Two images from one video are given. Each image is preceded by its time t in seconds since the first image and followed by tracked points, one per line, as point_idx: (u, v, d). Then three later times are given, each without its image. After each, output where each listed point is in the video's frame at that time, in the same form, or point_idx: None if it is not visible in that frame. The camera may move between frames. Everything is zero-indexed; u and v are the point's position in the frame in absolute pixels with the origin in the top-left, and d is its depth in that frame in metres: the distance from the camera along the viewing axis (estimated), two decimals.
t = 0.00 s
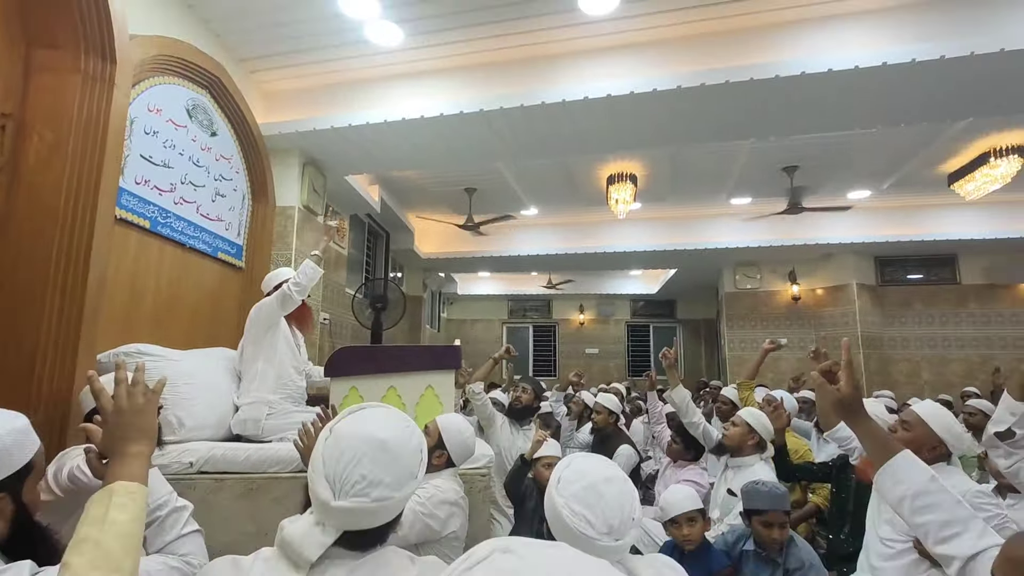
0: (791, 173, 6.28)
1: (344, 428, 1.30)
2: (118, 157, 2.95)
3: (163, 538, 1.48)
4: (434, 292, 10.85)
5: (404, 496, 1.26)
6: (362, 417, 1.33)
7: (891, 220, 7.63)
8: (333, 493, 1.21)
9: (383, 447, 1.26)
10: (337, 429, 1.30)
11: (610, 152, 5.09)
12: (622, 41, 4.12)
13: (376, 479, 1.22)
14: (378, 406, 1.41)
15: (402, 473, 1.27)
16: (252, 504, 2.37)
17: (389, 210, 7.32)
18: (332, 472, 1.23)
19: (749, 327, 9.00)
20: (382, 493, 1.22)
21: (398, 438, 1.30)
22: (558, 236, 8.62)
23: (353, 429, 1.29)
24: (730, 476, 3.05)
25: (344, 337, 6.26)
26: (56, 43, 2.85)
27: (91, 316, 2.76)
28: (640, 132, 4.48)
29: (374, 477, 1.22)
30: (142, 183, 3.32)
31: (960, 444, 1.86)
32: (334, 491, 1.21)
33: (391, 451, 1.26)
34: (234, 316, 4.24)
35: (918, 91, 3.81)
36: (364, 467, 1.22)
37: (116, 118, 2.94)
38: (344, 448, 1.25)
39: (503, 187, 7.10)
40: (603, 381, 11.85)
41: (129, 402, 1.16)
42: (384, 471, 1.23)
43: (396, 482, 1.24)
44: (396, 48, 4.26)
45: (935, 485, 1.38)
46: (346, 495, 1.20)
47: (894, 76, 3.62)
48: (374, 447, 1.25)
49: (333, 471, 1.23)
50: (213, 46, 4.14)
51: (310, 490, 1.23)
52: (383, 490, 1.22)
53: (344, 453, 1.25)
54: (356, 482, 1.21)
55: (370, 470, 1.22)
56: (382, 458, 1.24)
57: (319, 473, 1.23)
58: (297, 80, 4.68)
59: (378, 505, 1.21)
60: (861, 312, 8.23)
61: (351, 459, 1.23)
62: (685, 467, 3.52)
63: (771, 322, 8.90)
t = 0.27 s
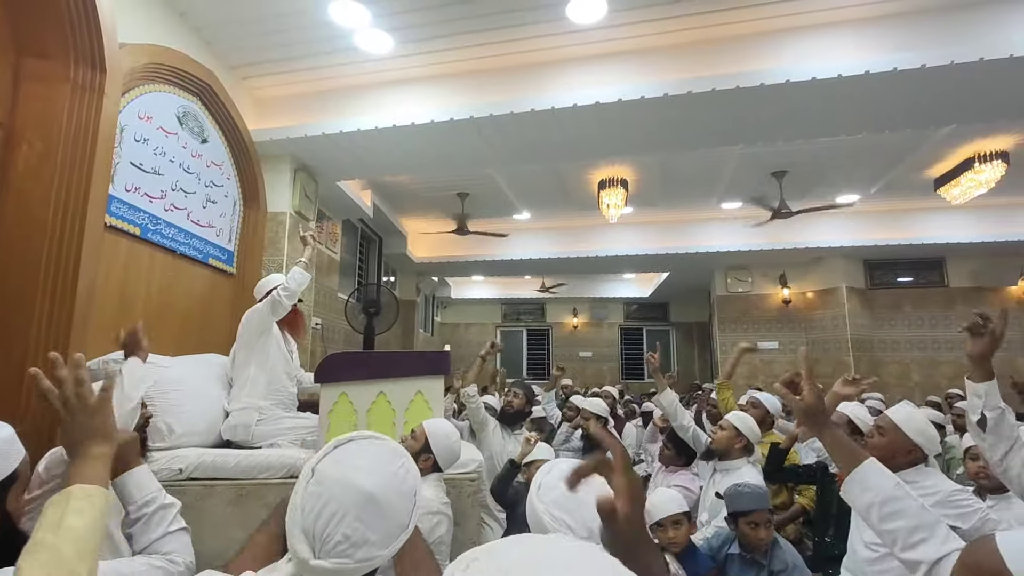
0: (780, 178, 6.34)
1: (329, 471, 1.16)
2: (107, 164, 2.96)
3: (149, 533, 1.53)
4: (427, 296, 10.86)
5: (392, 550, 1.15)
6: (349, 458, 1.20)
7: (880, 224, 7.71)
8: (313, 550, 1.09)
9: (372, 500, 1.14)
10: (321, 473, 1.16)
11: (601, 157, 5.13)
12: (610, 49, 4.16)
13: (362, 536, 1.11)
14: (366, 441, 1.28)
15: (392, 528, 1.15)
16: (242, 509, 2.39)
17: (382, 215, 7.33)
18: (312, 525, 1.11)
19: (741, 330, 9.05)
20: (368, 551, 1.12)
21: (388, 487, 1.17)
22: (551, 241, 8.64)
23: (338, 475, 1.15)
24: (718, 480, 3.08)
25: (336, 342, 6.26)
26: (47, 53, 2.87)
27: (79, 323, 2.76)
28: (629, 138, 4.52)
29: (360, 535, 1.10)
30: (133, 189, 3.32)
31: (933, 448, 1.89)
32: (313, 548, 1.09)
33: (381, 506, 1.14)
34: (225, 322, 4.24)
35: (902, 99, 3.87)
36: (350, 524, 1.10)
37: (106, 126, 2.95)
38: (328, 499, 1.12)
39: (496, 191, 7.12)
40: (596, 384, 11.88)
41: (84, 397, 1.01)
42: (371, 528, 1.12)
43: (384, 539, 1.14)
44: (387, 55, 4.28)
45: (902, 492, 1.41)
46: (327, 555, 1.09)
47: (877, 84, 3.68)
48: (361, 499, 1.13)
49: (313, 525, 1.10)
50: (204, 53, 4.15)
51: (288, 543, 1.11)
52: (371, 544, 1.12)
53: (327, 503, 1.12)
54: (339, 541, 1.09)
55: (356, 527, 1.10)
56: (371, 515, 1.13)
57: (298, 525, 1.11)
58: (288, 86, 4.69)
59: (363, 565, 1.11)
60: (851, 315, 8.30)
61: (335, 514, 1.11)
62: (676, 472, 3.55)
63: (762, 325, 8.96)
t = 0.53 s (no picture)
0: (781, 178, 6.34)
1: (331, 501, 1.15)
2: (109, 164, 2.97)
3: (157, 518, 1.57)
4: (429, 295, 10.87)
5: None
6: (352, 485, 1.17)
7: (881, 224, 7.71)
8: None
9: (375, 532, 1.11)
10: (322, 502, 1.15)
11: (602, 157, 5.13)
12: (611, 49, 4.16)
13: (367, 567, 1.10)
14: (370, 462, 1.24)
15: (398, 557, 1.13)
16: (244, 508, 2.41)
17: (383, 214, 7.34)
18: (315, 556, 1.12)
19: (742, 329, 9.06)
20: None
21: (392, 515, 1.14)
22: (552, 239, 8.64)
23: (341, 505, 1.14)
24: (718, 480, 3.09)
25: (338, 341, 6.28)
26: (49, 54, 2.88)
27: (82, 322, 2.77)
28: (630, 138, 4.53)
29: (365, 566, 1.10)
30: (135, 190, 3.33)
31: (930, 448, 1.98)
32: None
33: (384, 537, 1.12)
34: (227, 321, 4.26)
35: (902, 100, 3.87)
36: (352, 557, 1.10)
37: (108, 127, 2.96)
38: (329, 532, 1.12)
39: (497, 191, 7.13)
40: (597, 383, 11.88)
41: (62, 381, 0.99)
42: (376, 559, 1.11)
43: (391, 569, 1.12)
44: (388, 56, 4.29)
45: (925, 515, 1.42)
46: None
47: (877, 86, 3.69)
48: (363, 533, 1.11)
49: (317, 557, 1.11)
50: (206, 53, 4.16)
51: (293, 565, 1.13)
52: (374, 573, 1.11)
53: (328, 537, 1.12)
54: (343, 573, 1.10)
55: (358, 562, 1.10)
56: (375, 546, 1.11)
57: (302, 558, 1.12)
58: (290, 86, 4.70)
59: None
60: (852, 314, 8.30)
61: (336, 547, 1.10)
62: (677, 472, 3.56)
63: (763, 325, 8.96)
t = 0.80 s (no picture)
0: (784, 175, 6.31)
1: (334, 507, 1.17)
2: (110, 160, 2.96)
3: (161, 515, 1.57)
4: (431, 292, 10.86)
5: None
6: (354, 492, 1.20)
7: (884, 221, 7.68)
8: None
9: (377, 540, 1.14)
10: (326, 509, 1.17)
11: (604, 154, 5.11)
12: (614, 46, 4.15)
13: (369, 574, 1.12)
14: (373, 468, 1.27)
15: (400, 564, 1.15)
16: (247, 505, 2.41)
17: (385, 211, 7.33)
18: (317, 562, 1.13)
19: (744, 327, 9.04)
20: None
21: (395, 522, 1.16)
22: (554, 237, 8.63)
23: (345, 511, 1.16)
24: (719, 479, 3.08)
25: (340, 338, 6.28)
26: (50, 50, 2.87)
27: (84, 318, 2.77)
28: (633, 135, 4.51)
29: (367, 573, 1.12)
30: (137, 186, 3.32)
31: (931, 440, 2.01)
32: None
33: (388, 544, 1.14)
34: (229, 318, 4.25)
35: (906, 97, 3.85)
36: (355, 565, 1.12)
37: (108, 123, 2.96)
38: (332, 539, 1.13)
39: (499, 188, 7.12)
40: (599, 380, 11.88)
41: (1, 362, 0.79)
42: (378, 566, 1.13)
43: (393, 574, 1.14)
44: (390, 52, 4.28)
45: (933, 513, 1.39)
46: None
47: (882, 82, 3.67)
48: (366, 539, 1.13)
49: (319, 563, 1.13)
50: (208, 49, 4.15)
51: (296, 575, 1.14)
52: None
53: (331, 544, 1.14)
54: None
55: (360, 571, 1.11)
56: (376, 553, 1.13)
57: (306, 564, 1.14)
58: (292, 83, 4.70)
59: None
60: (855, 312, 8.28)
61: (339, 555, 1.12)
62: (678, 469, 3.56)
63: (765, 322, 8.95)
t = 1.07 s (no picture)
0: (789, 171, 6.29)
1: (343, 505, 1.14)
2: (115, 155, 2.97)
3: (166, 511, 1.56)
4: (434, 288, 10.87)
5: None
6: (364, 490, 1.17)
7: (890, 218, 7.65)
8: None
9: (388, 540, 1.11)
10: (335, 507, 1.14)
11: (609, 150, 5.10)
12: (620, 41, 4.12)
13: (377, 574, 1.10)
14: (383, 465, 1.23)
15: (409, 564, 1.13)
16: (252, 499, 2.42)
17: (389, 206, 7.32)
18: (325, 561, 1.11)
19: (748, 324, 9.02)
20: None
21: (405, 521, 1.14)
22: (558, 233, 8.61)
23: (355, 510, 1.13)
24: (724, 476, 3.08)
25: (344, 333, 6.29)
26: (56, 44, 2.87)
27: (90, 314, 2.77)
28: (638, 131, 4.50)
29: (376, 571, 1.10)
30: (142, 181, 3.33)
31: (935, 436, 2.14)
32: None
33: (398, 544, 1.11)
34: (233, 313, 4.26)
35: (915, 92, 3.83)
36: (365, 565, 1.09)
37: (114, 118, 2.96)
38: (342, 538, 1.11)
39: (503, 184, 7.10)
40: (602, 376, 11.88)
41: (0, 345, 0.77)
42: (387, 566, 1.11)
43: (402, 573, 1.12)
44: (395, 46, 4.27)
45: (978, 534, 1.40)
46: None
47: (891, 78, 3.64)
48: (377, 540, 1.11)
49: (328, 561, 1.10)
50: (213, 43, 4.14)
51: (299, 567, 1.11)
52: None
53: (340, 543, 1.11)
54: None
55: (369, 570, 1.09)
56: (385, 553, 1.10)
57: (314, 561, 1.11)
58: (297, 78, 4.69)
59: None
60: (860, 310, 8.25)
61: (348, 555, 1.10)
62: (681, 465, 3.56)
63: (769, 319, 8.93)
